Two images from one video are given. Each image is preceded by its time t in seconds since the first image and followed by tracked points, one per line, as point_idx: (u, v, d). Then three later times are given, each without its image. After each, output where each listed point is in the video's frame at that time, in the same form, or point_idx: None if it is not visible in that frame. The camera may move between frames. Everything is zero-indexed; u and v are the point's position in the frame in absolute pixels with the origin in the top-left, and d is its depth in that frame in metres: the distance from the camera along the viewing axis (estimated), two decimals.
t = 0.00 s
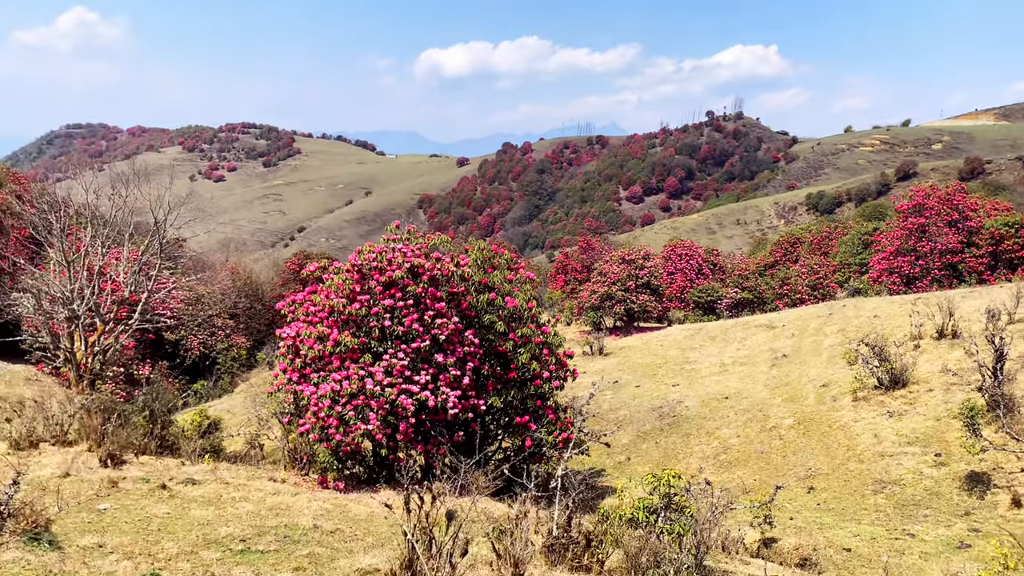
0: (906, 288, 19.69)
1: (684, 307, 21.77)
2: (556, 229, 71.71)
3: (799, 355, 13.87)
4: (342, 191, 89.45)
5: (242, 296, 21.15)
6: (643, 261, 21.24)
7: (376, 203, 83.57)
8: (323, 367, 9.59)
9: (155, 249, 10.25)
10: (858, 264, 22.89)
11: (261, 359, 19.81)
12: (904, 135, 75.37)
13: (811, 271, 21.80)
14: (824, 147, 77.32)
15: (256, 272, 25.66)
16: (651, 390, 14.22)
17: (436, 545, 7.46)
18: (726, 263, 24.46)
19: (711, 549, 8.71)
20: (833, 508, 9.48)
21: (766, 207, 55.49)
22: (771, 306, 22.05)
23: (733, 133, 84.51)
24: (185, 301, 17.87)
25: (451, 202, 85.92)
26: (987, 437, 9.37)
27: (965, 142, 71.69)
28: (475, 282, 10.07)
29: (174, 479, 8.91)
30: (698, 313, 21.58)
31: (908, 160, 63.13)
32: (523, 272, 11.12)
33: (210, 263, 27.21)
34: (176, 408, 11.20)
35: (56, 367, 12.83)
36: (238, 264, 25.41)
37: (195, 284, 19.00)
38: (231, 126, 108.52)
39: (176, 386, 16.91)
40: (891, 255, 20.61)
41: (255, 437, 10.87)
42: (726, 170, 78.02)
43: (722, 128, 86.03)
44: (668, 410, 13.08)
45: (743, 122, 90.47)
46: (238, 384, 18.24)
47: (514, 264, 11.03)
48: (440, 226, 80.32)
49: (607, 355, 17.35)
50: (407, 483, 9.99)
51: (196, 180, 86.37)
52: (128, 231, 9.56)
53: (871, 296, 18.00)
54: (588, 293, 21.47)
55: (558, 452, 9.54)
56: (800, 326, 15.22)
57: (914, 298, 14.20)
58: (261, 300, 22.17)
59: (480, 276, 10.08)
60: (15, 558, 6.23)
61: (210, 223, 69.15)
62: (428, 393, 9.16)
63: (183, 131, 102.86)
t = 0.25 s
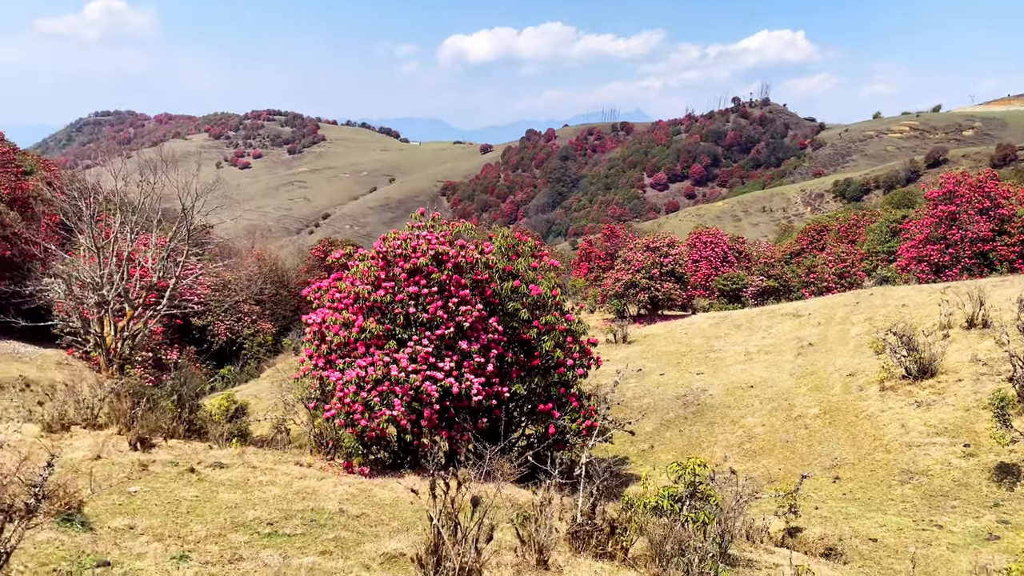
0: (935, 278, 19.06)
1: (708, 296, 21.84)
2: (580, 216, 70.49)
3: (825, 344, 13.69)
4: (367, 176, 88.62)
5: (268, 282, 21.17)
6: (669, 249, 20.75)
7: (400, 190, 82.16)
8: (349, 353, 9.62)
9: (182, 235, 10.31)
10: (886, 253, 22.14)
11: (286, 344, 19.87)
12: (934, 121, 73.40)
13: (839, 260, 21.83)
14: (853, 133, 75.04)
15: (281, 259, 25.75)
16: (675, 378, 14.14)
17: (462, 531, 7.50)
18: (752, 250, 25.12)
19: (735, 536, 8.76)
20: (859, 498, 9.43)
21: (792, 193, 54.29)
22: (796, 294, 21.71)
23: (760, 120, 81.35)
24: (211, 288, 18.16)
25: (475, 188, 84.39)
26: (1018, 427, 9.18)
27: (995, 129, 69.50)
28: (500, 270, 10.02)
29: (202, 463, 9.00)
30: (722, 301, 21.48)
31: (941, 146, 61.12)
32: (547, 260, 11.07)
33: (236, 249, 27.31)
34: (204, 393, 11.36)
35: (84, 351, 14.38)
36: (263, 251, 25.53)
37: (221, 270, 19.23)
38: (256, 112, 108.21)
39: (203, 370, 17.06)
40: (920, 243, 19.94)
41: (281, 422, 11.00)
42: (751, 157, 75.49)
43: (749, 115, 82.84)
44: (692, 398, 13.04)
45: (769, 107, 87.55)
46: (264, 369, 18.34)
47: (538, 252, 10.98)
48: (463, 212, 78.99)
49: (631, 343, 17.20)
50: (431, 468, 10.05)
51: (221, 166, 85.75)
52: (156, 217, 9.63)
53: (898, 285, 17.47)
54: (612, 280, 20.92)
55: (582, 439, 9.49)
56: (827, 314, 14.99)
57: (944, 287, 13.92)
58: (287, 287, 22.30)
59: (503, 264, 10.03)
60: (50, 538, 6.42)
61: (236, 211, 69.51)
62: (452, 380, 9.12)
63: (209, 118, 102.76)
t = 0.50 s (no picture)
0: (967, 265, 18.34)
1: (734, 283, 21.33)
2: (605, 202, 69.50)
3: (852, 332, 13.51)
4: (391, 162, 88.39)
5: (294, 268, 21.44)
6: (694, 236, 20.71)
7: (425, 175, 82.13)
8: (374, 338, 9.64)
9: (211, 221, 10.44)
10: (916, 239, 21.28)
11: (312, 329, 19.94)
12: (966, 108, 71.82)
13: (868, 247, 21.16)
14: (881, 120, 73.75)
15: (306, 244, 25.91)
16: (700, 365, 14.05)
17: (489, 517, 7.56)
18: (779, 238, 24.57)
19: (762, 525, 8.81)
20: (887, 488, 9.33)
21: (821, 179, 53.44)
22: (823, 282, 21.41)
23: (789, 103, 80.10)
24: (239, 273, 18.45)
25: (499, 174, 84.00)
26: None
27: None
28: (525, 256, 9.96)
29: (231, 446, 9.09)
30: (749, 289, 20.95)
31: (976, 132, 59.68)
32: (572, 246, 11.00)
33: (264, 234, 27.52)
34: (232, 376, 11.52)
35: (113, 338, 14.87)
36: (289, 236, 25.70)
37: (248, 256, 19.48)
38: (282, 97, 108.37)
39: (231, 355, 17.23)
40: (952, 230, 19.27)
41: (308, 405, 11.09)
42: (779, 142, 74.29)
43: (778, 99, 82.20)
44: (718, 385, 12.99)
45: (795, 92, 84.70)
46: (291, 353, 18.26)
47: (563, 238, 10.90)
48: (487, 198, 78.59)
49: (656, 330, 17.09)
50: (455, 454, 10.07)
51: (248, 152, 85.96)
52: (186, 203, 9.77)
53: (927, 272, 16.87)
54: (637, 267, 20.81)
55: (606, 426, 9.44)
56: (855, 302, 14.75)
57: (975, 276, 13.64)
58: (313, 272, 22.43)
59: (528, 250, 9.96)
60: (85, 518, 6.57)
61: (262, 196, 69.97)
62: (477, 365, 9.10)
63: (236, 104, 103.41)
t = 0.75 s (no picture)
0: (993, 255, 18.20)
1: (756, 272, 21.44)
2: (626, 190, 69.05)
3: (875, 322, 13.37)
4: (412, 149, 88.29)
5: (315, 256, 21.63)
6: (716, 224, 20.45)
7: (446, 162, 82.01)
8: (395, 326, 9.65)
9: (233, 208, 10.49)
10: (942, 228, 20.99)
11: (333, 317, 19.97)
12: (993, 96, 70.70)
13: (891, 236, 20.41)
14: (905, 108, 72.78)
15: (328, 232, 26.04)
16: (721, 355, 13.97)
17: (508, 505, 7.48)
18: (802, 228, 24.18)
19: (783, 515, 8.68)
20: (909, 479, 9.25)
21: (845, 167, 52.86)
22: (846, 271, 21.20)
23: (812, 90, 78.94)
24: (262, 260, 18.79)
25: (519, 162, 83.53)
26: None
27: None
28: (545, 245, 9.90)
29: (254, 432, 9.15)
30: (771, 278, 21.01)
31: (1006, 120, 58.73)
32: (593, 235, 10.93)
33: (285, 222, 27.75)
34: (255, 362, 11.64)
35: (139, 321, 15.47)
36: (312, 224, 25.86)
37: (270, 243, 19.75)
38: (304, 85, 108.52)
39: (254, 342, 17.30)
40: (978, 219, 18.98)
41: (330, 392, 11.15)
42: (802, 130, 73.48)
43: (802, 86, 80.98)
44: (738, 375, 12.94)
45: (819, 80, 83.25)
46: (313, 340, 18.45)
47: (583, 226, 10.84)
48: (508, 185, 78.26)
49: (676, 319, 17.03)
50: (475, 441, 10.09)
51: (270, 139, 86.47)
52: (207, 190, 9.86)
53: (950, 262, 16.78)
54: (657, 256, 20.68)
55: (626, 415, 9.40)
56: (878, 292, 14.58)
57: (1003, 266, 13.39)
58: (335, 260, 22.54)
59: (549, 239, 9.91)
60: (112, 502, 6.65)
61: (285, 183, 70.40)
62: (497, 354, 9.07)
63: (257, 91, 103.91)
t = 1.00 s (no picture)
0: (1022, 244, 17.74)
1: (779, 260, 20.88)
2: (647, 177, 68.24)
3: (900, 311, 13.20)
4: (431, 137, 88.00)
5: (337, 243, 21.63)
6: (739, 211, 20.29)
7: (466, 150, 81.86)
8: (417, 314, 9.64)
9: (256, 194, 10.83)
10: (969, 216, 20.68)
11: (354, 303, 19.93)
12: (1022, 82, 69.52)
13: (917, 223, 20.76)
14: (932, 95, 71.73)
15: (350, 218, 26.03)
16: (743, 343, 13.85)
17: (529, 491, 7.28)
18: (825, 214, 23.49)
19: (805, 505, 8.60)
20: (934, 470, 9.13)
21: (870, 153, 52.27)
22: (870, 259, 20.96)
23: (837, 76, 77.92)
24: (284, 247, 19.01)
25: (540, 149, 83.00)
26: None
27: None
28: (567, 233, 9.82)
29: (278, 417, 9.18)
30: (794, 266, 20.48)
31: None
32: (615, 222, 10.84)
33: (306, 209, 27.85)
34: (278, 348, 11.70)
35: (163, 308, 16.47)
36: (333, 210, 25.93)
37: (292, 230, 19.94)
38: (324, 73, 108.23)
39: (276, 328, 17.40)
40: (1006, 207, 18.42)
41: (352, 378, 11.18)
42: (826, 117, 72.57)
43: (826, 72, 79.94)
44: (761, 363, 12.83)
45: (844, 66, 82.09)
46: (334, 326, 18.25)
47: (605, 215, 10.74)
48: (528, 172, 77.78)
49: (698, 307, 16.91)
50: (496, 428, 10.08)
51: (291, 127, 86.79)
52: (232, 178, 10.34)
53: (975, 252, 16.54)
54: (680, 244, 20.59)
55: (648, 404, 9.32)
56: (903, 281, 14.39)
57: None
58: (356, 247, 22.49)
59: (571, 227, 9.82)
60: (140, 486, 6.66)
61: (308, 171, 70.56)
62: (518, 342, 9.02)
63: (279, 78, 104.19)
